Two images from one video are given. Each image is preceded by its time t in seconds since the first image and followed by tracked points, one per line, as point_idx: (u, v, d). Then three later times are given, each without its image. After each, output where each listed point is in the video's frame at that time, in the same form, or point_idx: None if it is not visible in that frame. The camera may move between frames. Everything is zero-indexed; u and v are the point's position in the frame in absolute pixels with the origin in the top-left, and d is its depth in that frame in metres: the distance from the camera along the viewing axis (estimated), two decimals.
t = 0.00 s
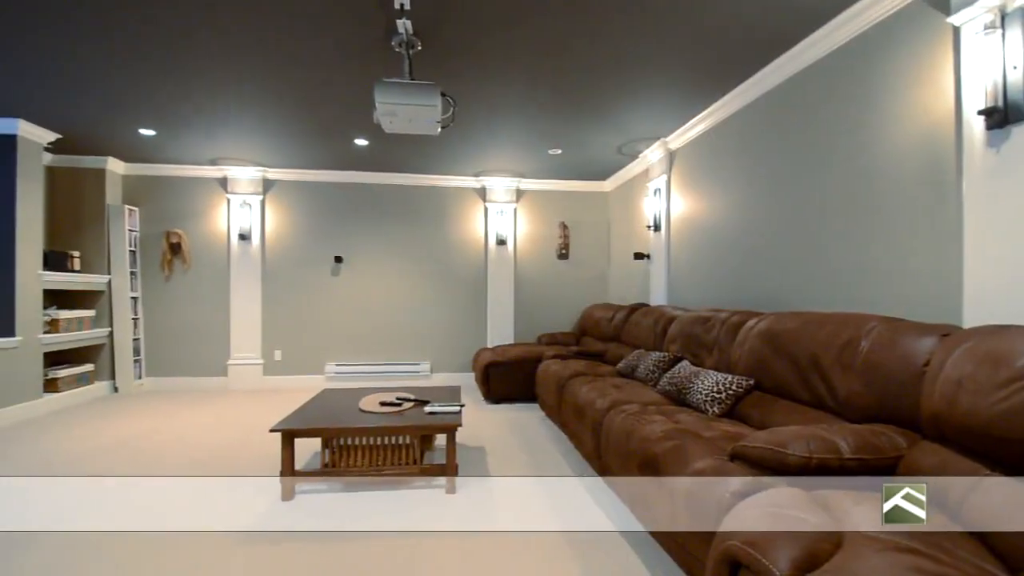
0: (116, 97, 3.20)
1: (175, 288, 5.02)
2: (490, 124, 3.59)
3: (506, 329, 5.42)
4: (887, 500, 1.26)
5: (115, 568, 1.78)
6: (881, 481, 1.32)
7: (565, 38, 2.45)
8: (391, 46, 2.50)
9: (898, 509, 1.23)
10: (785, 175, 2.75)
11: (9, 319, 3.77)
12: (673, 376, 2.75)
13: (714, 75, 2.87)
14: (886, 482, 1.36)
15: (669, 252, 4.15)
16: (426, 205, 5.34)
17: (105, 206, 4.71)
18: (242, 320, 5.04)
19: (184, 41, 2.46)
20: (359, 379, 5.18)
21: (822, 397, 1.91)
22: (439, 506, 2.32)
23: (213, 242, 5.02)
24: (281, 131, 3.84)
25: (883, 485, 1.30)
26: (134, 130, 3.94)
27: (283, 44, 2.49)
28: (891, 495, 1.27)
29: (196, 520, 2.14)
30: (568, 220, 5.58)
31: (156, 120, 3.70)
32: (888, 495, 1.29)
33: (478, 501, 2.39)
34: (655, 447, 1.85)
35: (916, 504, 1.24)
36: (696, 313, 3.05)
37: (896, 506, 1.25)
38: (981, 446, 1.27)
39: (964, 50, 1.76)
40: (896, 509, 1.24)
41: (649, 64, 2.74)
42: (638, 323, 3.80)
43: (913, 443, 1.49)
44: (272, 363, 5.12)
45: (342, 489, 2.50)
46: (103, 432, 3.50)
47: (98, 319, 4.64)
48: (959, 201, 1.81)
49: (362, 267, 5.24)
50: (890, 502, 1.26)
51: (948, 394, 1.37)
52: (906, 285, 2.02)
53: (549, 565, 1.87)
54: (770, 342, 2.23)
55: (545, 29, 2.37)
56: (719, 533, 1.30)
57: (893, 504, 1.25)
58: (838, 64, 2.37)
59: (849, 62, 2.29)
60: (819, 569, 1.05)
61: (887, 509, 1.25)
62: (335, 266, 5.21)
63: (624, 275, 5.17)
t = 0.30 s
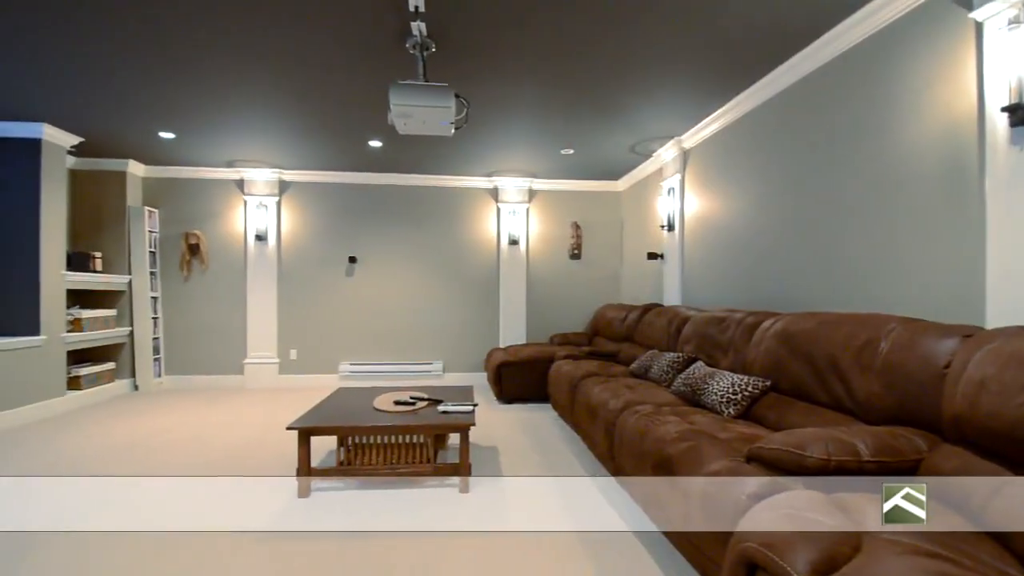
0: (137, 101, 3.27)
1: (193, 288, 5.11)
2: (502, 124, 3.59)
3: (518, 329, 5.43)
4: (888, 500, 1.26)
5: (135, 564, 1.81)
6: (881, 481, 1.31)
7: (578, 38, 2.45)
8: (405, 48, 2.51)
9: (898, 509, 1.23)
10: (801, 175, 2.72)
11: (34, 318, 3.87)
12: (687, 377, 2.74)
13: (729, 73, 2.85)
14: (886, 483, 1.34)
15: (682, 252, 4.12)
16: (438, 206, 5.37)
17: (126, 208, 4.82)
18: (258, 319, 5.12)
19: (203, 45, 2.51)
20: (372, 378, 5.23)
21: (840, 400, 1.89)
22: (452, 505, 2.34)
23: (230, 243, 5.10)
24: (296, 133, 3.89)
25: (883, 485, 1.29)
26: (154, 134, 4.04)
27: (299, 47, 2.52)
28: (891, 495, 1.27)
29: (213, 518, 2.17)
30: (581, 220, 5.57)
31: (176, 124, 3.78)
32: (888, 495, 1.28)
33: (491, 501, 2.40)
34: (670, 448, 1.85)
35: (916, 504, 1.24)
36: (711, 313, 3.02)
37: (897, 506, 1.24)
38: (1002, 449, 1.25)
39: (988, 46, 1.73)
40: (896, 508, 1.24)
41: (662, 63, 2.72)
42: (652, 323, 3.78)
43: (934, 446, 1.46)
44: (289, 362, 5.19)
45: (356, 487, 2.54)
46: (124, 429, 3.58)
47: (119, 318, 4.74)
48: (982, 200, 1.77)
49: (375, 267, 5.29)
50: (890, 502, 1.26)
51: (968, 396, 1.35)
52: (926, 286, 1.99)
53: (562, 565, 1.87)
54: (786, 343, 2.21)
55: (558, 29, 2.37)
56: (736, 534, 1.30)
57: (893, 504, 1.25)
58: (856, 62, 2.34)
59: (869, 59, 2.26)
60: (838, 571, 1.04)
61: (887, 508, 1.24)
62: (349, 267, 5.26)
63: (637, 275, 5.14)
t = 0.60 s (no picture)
0: (160, 105, 3.34)
1: (213, 288, 5.21)
2: (516, 124, 3.60)
3: (532, 330, 5.43)
4: (887, 500, 1.25)
5: (158, 556, 1.85)
6: (882, 482, 1.30)
7: (593, 37, 2.44)
8: (421, 50, 2.53)
9: (898, 509, 1.22)
10: (821, 173, 2.68)
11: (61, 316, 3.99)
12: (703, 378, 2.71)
13: (747, 70, 2.81)
14: (885, 482, 1.31)
15: (698, 252, 4.09)
16: (453, 206, 5.40)
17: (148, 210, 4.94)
18: (276, 319, 5.20)
19: (225, 50, 2.56)
20: (387, 377, 5.27)
21: (861, 402, 1.86)
22: (466, 503, 2.36)
23: (249, 244, 5.20)
24: (314, 135, 3.94)
25: (883, 485, 1.29)
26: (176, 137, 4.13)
27: (317, 50, 2.56)
28: (891, 495, 1.26)
29: (233, 512, 2.21)
30: (595, 220, 5.55)
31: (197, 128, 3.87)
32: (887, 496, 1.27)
33: (505, 500, 2.41)
34: (686, 449, 1.83)
35: (916, 504, 1.23)
36: (728, 313, 2.99)
37: (897, 506, 1.23)
38: None
39: (1015, 40, 1.69)
40: (896, 508, 1.23)
41: (679, 61, 2.70)
42: (667, 324, 3.75)
43: (958, 449, 1.43)
44: (305, 361, 5.27)
45: (372, 484, 2.57)
46: (147, 425, 3.67)
47: (141, 317, 4.86)
48: (1008, 197, 1.73)
49: (390, 268, 5.34)
50: (889, 502, 1.25)
51: (995, 399, 1.32)
52: (950, 286, 1.95)
53: (577, 565, 1.87)
54: (806, 344, 2.17)
55: (574, 29, 2.36)
56: (755, 535, 1.28)
57: (892, 504, 1.24)
58: (879, 57, 2.29)
59: (890, 55, 2.23)
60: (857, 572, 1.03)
61: (886, 509, 1.23)
62: (364, 267, 5.32)
63: (652, 275, 5.10)
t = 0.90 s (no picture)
0: (182, 109, 3.42)
1: (232, 288, 5.31)
2: (531, 124, 3.60)
3: (546, 330, 5.43)
4: (888, 500, 1.22)
5: (182, 550, 1.90)
6: (884, 482, 1.27)
7: (609, 37, 2.43)
8: (436, 52, 2.55)
9: (898, 508, 1.20)
10: (840, 171, 2.63)
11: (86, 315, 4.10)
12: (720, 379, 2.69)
13: (765, 68, 2.77)
14: (886, 482, 1.28)
15: (715, 251, 4.04)
16: (466, 207, 5.42)
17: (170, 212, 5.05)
18: (293, 318, 5.28)
19: (245, 55, 2.61)
20: (402, 376, 5.32)
21: (883, 404, 1.82)
22: (481, 503, 2.37)
23: (267, 245, 5.28)
24: (330, 137, 4.00)
25: (884, 486, 1.25)
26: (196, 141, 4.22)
27: (335, 53, 2.59)
28: (891, 495, 1.23)
29: (253, 509, 2.25)
30: (609, 219, 5.52)
31: (215, 132, 3.94)
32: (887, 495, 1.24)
33: (518, 500, 2.42)
34: (703, 451, 1.82)
35: (916, 505, 1.21)
36: (745, 314, 2.95)
37: (897, 506, 1.21)
38: None
39: None
40: (896, 508, 1.20)
41: (694, 60, 2.68)
42: (683, 324, 3.72)
43: (984, 453, 1.40)
44: (322, 360, 5.34)
45: (387, 482, 2.59)
46: (168, 422, 3.76)
47: (163, 316, 4.97)
48: None
49: (405, 268, 5.38)
50: (890, 502, 1.22)
51: None
52: (976, 286, 1.90)
53: (592, 565, 1.87)
54: (826, 345, 2.14)
55: (591, 29, 2.36)
56: (774, 537, 1.27)
57: (893, 504, 1.21)
58: (899, 53, 2.25)
59: (913, 51, 2.18)
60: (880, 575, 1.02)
61: (887, 509, 1.20)
62: (379, 267, 5.37)
63: (667, 275, 5.07)
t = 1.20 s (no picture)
0: (200, 112, 3.48)
1: (248, 288, 5.39)
2: (542, 125, 3.60)
3: (557, 330, 5.42)
4: (888, 501, 1.21)
5: (199, 545, 1.93)
6: (883, 482, 1.26)
7: (622, 37, 2.42)
8: (450, 53, 2.57)
9: (898, 508, 1.19)
10: (858, 170, 2.59)
11: (107, 315, 4.19)
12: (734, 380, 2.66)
13: (781, 66, 2.74)
14: (885, 482, 1.27)
15: (728, 251, 4.01)
16: (478, 207, 5.44)
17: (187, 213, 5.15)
18: (308, 318, 5.35)
19: (262, 58, 2.65)
20: (414, 375, 5.35)
21: (902, 407, 1.79)
22: (493, 502, 2.38)
23: (282, 245, 5.36)
24: (344, 139, 4.04)
25: (884, 486, 1.25)
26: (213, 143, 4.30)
27: (349, 55, 2.62)
28: (891, 495, 1.22)
29: (266, 506, 2.27)
30: (621, 219, 5.50)
31: (232, 134, 4.01)
32: (887, 495, 1.23)
33: (531, 499, 2.42)
34: (718, 452, 1.81)
35: (916, 505, 1.20)
36: (760, 314, 2.93)
37: (897, 506, 1.19)
38: None
39: None
40: (896, 508, 1.19)
41: (708, 58, 2.65)
42: (696, 325, 3.69)
43: (1007, 457, 1.37)
44: (336, 359, 5.40)
45: (400, 481, 2.61)
46: (186, 420, 3.83)
47: (181, 316, 5.07)
48: None
49: (417, 268, 5.42)
50: (889, 502, 1.21)
51: None
52: (999, 286, 1.86)
53: (606, 565, 1.86)
54: (843, 346, 2.11)
55: (605, 28, 2.35)
56: (793, 537, 1.27)
57: (892, 504, 1.20)
58: (919, 49, 2.21)
59: (934, 47, 2.14)
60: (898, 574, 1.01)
61: (887, 509, 1.19)
62: (392, 267, 5.41)
63: (680, 275, 5.03)
